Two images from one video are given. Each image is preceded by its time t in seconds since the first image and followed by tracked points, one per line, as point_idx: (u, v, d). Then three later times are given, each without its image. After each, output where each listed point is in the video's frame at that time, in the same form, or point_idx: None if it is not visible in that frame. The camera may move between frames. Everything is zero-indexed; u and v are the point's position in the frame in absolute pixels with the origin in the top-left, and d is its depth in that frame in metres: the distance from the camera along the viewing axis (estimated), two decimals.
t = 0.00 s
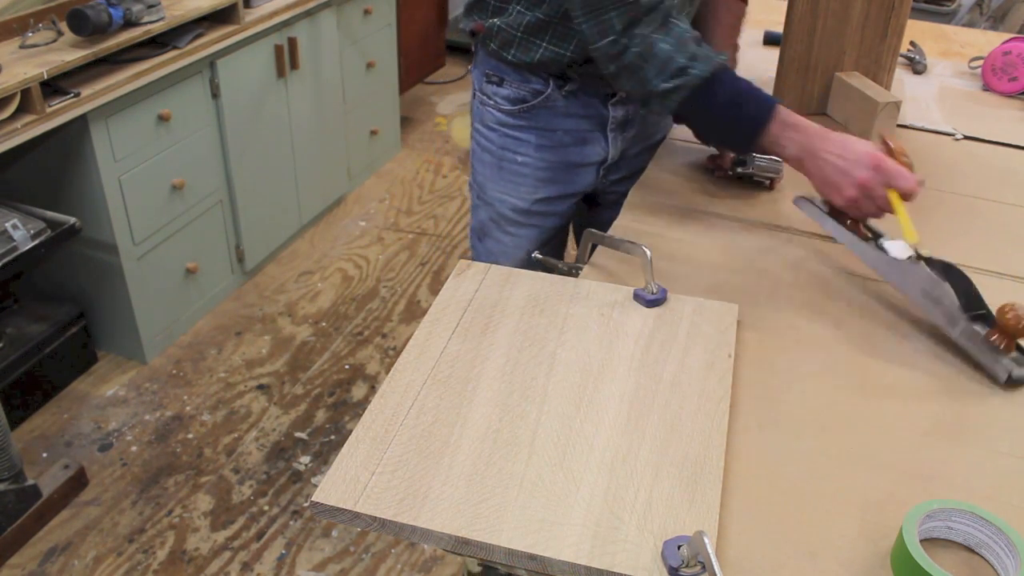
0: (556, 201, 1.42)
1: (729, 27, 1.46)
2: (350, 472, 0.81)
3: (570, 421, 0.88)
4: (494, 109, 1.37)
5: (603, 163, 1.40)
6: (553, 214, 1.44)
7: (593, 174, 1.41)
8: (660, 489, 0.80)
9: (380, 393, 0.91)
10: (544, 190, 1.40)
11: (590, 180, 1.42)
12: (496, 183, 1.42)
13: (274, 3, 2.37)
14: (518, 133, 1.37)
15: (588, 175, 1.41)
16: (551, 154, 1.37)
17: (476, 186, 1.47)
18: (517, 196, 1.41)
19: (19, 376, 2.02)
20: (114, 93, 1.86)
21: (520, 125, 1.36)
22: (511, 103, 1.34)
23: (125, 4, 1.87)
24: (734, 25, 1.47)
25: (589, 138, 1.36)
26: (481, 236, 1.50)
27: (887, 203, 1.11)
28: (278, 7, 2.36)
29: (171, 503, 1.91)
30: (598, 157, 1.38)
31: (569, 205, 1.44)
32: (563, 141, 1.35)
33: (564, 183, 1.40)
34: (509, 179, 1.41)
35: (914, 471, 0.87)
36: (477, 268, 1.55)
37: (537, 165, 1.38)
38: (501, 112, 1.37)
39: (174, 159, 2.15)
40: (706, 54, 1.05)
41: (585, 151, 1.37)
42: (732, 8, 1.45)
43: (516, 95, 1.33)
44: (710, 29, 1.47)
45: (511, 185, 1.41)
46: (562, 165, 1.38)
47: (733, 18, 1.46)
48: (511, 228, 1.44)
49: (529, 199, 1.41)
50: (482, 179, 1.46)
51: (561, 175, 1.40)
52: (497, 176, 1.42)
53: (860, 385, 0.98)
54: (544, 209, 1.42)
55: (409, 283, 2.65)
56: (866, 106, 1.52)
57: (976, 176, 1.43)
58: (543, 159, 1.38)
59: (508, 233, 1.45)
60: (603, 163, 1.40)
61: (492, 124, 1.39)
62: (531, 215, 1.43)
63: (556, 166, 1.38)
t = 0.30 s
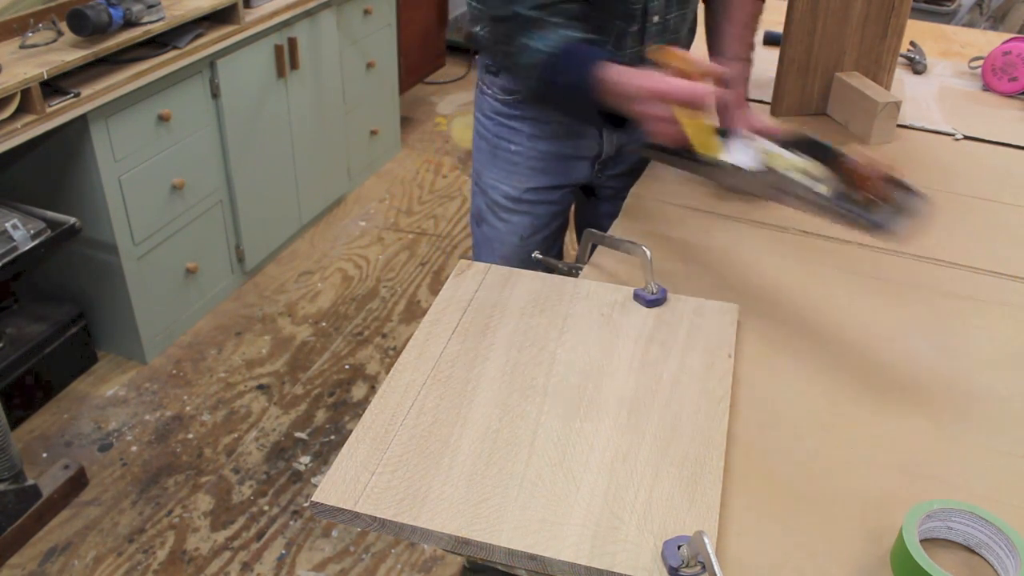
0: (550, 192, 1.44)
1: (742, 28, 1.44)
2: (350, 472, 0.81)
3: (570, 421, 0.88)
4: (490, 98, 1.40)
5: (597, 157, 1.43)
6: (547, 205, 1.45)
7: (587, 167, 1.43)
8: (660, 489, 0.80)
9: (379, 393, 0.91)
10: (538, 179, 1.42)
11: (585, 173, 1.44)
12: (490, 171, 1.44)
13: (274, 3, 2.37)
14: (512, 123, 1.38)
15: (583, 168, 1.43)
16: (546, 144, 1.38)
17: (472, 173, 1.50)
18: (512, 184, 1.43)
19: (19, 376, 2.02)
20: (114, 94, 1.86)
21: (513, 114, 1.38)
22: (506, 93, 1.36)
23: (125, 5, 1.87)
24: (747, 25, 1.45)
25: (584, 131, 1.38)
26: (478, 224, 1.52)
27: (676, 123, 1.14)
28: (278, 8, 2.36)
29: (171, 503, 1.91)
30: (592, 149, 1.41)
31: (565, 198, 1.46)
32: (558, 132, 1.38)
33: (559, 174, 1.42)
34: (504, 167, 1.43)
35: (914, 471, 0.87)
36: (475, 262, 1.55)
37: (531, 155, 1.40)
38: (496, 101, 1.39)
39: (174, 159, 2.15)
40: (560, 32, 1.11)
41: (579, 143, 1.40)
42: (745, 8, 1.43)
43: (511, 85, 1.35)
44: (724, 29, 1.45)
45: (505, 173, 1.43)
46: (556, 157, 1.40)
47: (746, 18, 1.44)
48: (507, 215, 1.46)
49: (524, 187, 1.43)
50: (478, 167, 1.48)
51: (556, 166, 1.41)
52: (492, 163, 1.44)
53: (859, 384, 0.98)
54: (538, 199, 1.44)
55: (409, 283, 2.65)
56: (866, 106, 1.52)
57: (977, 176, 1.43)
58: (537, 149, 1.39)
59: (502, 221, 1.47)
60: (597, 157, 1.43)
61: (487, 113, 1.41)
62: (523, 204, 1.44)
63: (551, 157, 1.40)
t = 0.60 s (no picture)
0: (540, 188, 1.44)
1: (763, 42, 1.42)
2: (350, 472, 0.81)
3: (570, 421, 0.88)
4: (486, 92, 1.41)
5: (589, 156, 1.41)
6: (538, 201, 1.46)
7: (578, 164, 1.43)
8: (660, 489, 0.80)
9: (379, 393, 0.91)
10: (528, 173, 1.42)
11: (576, 171, 1.43)
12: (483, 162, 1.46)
13: (274, 3, 2.37)
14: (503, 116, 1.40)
15: (574, 165, 1.42)
16: (535, 140, 1.39)
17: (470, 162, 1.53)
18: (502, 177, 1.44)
19: (19, 376, 2.02)
20: (114, 93, 1.86)
21: (504, 109, 1.39)
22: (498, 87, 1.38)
23: (125, 5, 1.87)
24: (768, 40, 1.43)
25: (575, 130, 1.38)
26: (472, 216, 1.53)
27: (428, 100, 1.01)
28: (278, 8, 2.36)
29: (172, 503, 1.91)
30: (583, 149, 1.40)
31: (556, 193, 1.47)
32: (548, 130, 1.37)
33: (549, 171, 1.42)
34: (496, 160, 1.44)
35: (914, 471, 0.87)
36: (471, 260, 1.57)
37: (522, 149, 1.40)
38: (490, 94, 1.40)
39: (173, 158, 2.15)
40: (441, 8, 1.21)
41: (570, 142, 1.39)
42: (765, 21, 1.41)
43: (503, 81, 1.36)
44: (744, 43, 1.43)
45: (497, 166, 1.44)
46: (547, 153, 1.40)
47: (766, 33, 1.42)
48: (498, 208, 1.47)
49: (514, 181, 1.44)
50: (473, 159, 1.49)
51: (546, 161, 1.41)
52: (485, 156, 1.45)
53: (859, 384, 0.98)
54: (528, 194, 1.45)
55: (409, 283, 2.65)
56: (866, 106, 1.52)
57: (977, 176, 1.43)
58: (528, 144, 1.40)
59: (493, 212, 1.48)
60: (589, 156, 1.41)
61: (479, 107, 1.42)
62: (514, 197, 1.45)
63: (541, 152, 1.40)
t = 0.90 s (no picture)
0: (539, 187, 1.45)
1: (762, 37, 1.43)
2: (350, 472, 0.81)
3: (570, 421, 0.88)
4: (484, 93, 1.41)
5: (588, 157, 1.42)
6: (536, 199, 1.47)
7: (577, 166, 1.43)
8: (660, 489, 0.80)
9: (379, 393, 0.91)
10: (526, 173, 1.42)
11: (574, 171, 1.44)
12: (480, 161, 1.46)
13: (274, 3, 2.37)
14: (502, 118, 1.40)
15: (572, 166, 1.42)
16: (534, 142, 1.39)
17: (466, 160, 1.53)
18: (501, 176, 1.44)
19: (19, 376, 2.02)
20: (114, 93, 1.86)
21: (501, 111, 1.39)
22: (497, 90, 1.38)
23: (125, 4, 1.87)
24: (768, 35, 1.43)
25: (573, 132, 1.38)
26: (470, 214, 1.54)
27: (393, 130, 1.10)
28: (278, 7, 2.36)
29: (171, 503, 1.91)
30: (582, 150, 1.40)
31: (554, 192, 1.47)
32: (547, 131, 1.38)
33: (547, 171, 1.42)
34: (494, 160, 1.44)
35: (915, 471, 0.87)
36: (468, 258, 1.57)
37: (520, 150, 1.40)
38: (489, 95, 1.40)
39: (173, 159, 2.15)
40: (430, 31, 1.24)
41: (569, 144, 1.39)
42: (765, 17, 1.42)
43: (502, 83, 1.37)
44: (744, 39, 1.44)
45: (494, 165, 1.44)
46: (546, 155, 1.40)
47: (765, 28, 1.42)
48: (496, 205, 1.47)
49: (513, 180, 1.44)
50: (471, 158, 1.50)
51: (544, 162, 1.41)
52: (483, 155, 1.45)
53: (859, 384, 0.98)
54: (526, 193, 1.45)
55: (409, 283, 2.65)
56: (866, 106, 1.51)
57: (977, 176, 1.43)
58: (527, 145, 1.40)
59: (490, 210, 1.49)
60: (588, 157, 1.42)
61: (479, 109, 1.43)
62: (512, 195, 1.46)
63: (540, 153, 1.40)
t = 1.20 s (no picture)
0: (535, 199, 1.43)
1: (749, 36, 1.43)
2: (349, 472, 0.81)
3: (570, 421, 0.88)
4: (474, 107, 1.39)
5: (583, 165, 1.41)
6: (533, 212, 1.44)
7: (573, 175, 1.42)
8: (660, 488, 0.80)
9: (379, 393, 0.91)
10: (523, 184, 1.40)
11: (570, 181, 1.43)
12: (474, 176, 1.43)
13: (274, 3, 2.37)
14: (495, 131, 1.38)
15: (568, 175, 1.41)
16: (530, 153, 1.37)
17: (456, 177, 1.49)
18: (496, 190, 1.41)
19: (19, 376, 2.01)
20: (114, 94, 1.86)
21: (494, 124, 1.37)
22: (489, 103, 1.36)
23: (125, 5, 1.87)
24: (753, 33, 1.43)
25: (569, 140, 1.37)
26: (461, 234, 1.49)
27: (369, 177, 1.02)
28: (278, 7, 2.36)
29: (172, 503, 1.91)
30: (579, 159, 1.40)
31: (550, 203, 1.45)
32: (544, 141, 1.36)
33: (544, 182, 1.41)
34: (488, 174, 1.41)
35: (915, 472, 0.87)
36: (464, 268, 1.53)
37: (516, 162, 1.38)
38: (480, 109, 1.38)
39: (173, 159, 2.15)
40: (413, 71, 1.14)
41: (565, 152, 1.38)
42: (750, 15, 1.42)
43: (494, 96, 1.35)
44: (730, 37, 1.45)
45: (489, 180, 1.41)
46: (542, 165, 1.39)
47: (751, 26, 1.43)
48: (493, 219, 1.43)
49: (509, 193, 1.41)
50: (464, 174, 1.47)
51: (541, 173, 1.40)
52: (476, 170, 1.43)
53: (859, 385, 0.98)
54: (522, 206, 1.43)
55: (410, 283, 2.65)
56: (866, 106, 1.52)
57: (977, 176, 1.43)
58: (523, 157, 1.38)
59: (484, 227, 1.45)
60: (583, 165, 1.41)
61: (471, 122, 1.41)
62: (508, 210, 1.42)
63: (536, 164, 1.38)
